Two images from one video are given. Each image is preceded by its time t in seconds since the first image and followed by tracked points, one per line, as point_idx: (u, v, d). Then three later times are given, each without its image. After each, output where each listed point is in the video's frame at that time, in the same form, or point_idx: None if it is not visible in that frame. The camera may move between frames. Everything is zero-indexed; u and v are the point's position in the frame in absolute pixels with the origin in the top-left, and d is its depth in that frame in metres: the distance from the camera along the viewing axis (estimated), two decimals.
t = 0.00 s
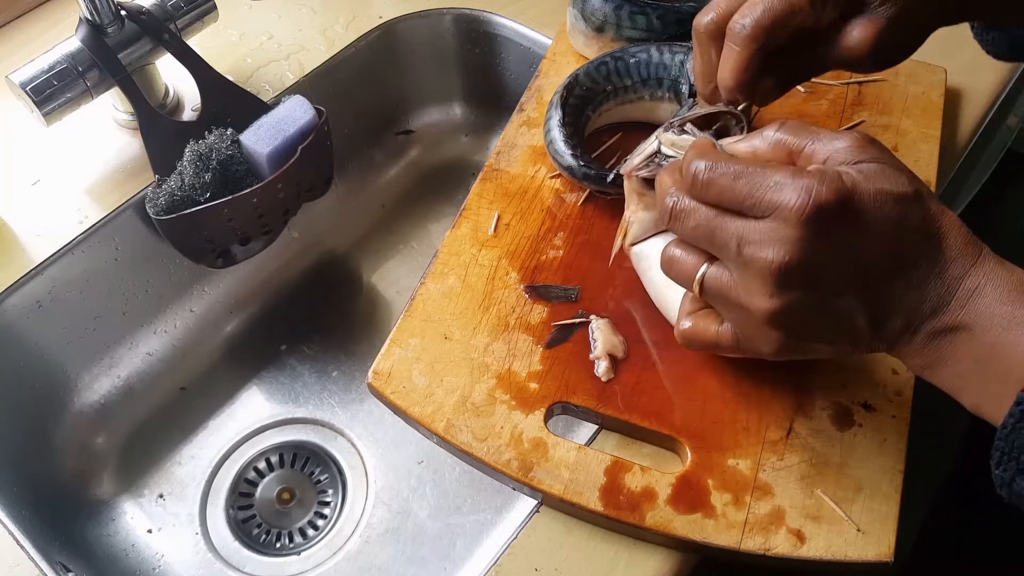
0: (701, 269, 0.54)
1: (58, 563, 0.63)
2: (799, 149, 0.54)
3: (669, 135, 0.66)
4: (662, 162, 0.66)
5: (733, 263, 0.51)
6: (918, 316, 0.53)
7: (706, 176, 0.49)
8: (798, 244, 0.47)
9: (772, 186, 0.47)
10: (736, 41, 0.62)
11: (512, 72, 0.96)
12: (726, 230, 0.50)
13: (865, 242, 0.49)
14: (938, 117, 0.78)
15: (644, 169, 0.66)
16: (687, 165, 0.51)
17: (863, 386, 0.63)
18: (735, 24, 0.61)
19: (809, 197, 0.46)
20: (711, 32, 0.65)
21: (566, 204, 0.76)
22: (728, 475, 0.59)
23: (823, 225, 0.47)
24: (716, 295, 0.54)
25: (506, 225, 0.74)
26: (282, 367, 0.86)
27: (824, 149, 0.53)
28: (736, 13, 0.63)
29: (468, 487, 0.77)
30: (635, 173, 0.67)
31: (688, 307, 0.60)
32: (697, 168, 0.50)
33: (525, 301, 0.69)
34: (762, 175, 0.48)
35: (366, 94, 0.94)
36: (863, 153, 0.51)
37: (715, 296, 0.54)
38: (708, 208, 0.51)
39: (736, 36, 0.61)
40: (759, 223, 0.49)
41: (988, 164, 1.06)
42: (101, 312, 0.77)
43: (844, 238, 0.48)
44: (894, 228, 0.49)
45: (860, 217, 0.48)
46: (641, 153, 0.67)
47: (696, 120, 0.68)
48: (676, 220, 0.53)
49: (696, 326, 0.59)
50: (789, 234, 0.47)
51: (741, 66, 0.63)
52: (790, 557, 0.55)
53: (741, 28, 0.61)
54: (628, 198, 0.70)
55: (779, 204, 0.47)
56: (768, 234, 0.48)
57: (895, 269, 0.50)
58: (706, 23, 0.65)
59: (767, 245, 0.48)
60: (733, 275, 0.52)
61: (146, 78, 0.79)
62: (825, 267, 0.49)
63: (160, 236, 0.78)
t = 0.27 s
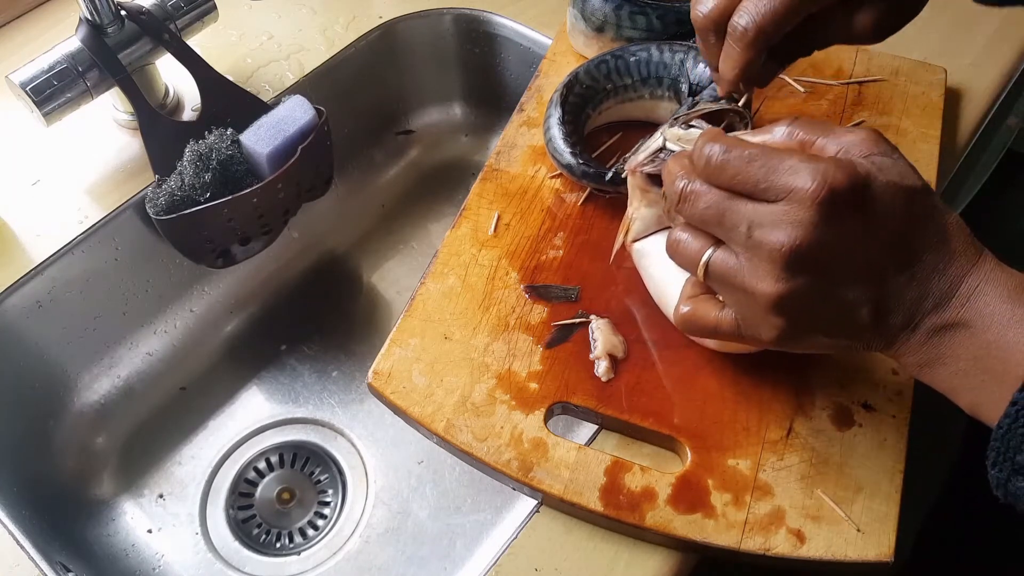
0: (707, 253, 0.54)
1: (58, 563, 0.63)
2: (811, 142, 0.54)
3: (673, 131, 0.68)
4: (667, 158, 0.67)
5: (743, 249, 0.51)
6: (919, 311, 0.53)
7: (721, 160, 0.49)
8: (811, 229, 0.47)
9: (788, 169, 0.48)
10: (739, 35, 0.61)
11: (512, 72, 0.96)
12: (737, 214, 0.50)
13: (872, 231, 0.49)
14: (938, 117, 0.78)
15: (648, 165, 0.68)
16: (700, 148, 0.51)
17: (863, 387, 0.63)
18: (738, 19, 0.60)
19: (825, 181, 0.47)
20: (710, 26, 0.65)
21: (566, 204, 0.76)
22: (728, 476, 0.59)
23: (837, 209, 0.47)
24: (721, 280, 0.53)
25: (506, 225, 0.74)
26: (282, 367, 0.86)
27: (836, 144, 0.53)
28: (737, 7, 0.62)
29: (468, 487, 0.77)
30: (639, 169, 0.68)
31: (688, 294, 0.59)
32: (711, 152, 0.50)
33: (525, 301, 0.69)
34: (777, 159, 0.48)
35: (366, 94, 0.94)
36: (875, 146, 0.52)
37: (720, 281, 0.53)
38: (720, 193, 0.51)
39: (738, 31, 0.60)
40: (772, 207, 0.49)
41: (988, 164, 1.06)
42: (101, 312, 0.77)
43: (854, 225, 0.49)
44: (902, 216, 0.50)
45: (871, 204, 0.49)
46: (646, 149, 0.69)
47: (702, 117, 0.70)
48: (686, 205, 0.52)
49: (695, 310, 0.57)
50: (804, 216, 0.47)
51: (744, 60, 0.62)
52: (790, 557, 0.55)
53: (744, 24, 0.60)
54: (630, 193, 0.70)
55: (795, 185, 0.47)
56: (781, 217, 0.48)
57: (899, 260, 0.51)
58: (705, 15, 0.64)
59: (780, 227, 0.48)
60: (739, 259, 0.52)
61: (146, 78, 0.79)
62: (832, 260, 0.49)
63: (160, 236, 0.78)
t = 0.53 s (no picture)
0: (720, 246, 0.53)
1: (58, 563, 0.63)
2: (828, 140, 0.55)
3: (683, 131, 0.65)
4: (676, 158, 0.66)
5: (759, 244, 0.51)
6: (925, 309, 0.53)
7: (739, 159, 0.49)
8: (830, 224, 0.48)
9: (809, 166, 0.48)
10: (749, 35, 0.61)
11: (513, 72, 0.96)
12: (755, 211, 0.50)
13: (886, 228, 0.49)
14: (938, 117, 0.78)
15: (657, 165, 0.67)
16: (717, 147, 0.51)
17: (863, 387, 0.63)
18: (746, 19, 0.60)
19: (846, 177, 0.47)
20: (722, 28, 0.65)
21: (566, 204, 0.76)
22: (728, 476, 0.59)
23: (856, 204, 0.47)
24: (734, 272, 0.53)
25: (506, 225, 0.74)
26: (282, 367, 0.86)
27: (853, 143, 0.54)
28: (747, 7, 0.62)
29: (468, 487, 0.77)
30: (648, 168, 0.67)
31: (698, 285, 0.59)
32: (728, 152, 0.50)
33: (525, 301, 0.69)
34: (797, 156, 0.48)
35: (366, 94, 0.94)
36: (891, 146, 0.53)
37: (734, 273, 0.53)
38: (737, 190, 0.51)
39: (747, 32, 0.61)
40: (791, 204, 0.49)
41: (988, 164, 1.06)
42: (101, 312, 0.77)
43: (871, 221, 0.48)
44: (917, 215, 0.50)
45: (891, 201, 0.49)
46: (656, 149, 0.67)
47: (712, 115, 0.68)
48: (701, 203, 0.52)
49: (705, 301, 0.57)
50: (824, 212, 0.47)
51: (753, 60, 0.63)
52: (790, 557, 0.55)
53: (752, 25, 0.60)
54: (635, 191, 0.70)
55: (816, 181, 0.47)
56: (801, 213, 0.48)
57: (910, 258, 0.51)
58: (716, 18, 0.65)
59: (800, 221, 0.48)
60: (753, 254, 0.52)
61: (146, 78, 0.79)
62: (836, 258, 0.49)
63: (160, 236, 0.78)
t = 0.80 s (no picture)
0: (712, 249, 0.54)
1: (58, 563, 0.63)
2: (823, 147, 0.54)
3: (681, 133, 0.66)
4: (675, 161, 0.67)
5: (748, 249, 0.51)
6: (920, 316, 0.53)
7: (730, 165, 0.50)
8: (816, 233, 0.47)
9: (797, 174, 0.48)
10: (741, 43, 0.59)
11: (513, 72, 0.96)
12: (745, 217, 0.51)
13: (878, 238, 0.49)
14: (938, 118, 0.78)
15: (655, 167, 0.68)
16: (710, 154, 0.52)
17: (863, 386, 0.63)
18: (740, 27, 0.59)
19: (833, 186, 0.47)
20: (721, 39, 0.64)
21: (566, 204, 0.76)
22: (728, 476, 0.59)
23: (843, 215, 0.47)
24: (725, 275, 0.54)
25: (506, 225, 0.74)
26: (282, 367, 0.86)
27: (848, 151, 0.53)
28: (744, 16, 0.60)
29: (468, 487, 0.77)
30: (646, 170, 0.68)
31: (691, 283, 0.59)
32: (721, 158, 0.51)
33: (525, 301, 0.69)
34: (786, 165, 0.48)
35: (366, 94, 0.94)
36: (886, 154, 0.52)
37: (725, 276, 0.54)
38: (729, 196, 0.51)
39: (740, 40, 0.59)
40: (780, 212, 0.49)
41: (988, 164, 1.06)
42: (101, 312, 0.77)
43: (862, 229, 0.48)
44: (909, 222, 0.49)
45: (883, 209, 0.48)
46: (654, 151, 0.68)
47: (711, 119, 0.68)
48: (694, 207, 0.53)
49: (697, 301, 0.57)
50: (809, 221, 0.47)
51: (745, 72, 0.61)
52: (790, 557, 0.55)
53: (744, 34, 0.59)
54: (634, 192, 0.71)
55: (804, 190, 0.47)
56: (788, 221, 0.48)
57: (907, 265, 0.51)
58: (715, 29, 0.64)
59: (787, 229, 0.48)
60: (742, 258, 0.52)
61: (146, 78, 0.79)
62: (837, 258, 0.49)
63: (160, 236, 0.78)
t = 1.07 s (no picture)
0: (716, 253, 0.53)
1: (58, 563, 0.63)
2: (826, 145, 0.53)
3: (679, 135, 0.64)
4: (675, 164, 0.66)
5: (754, 254, 0.51)
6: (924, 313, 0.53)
7: (734, 168, 0.50)
8: (824, 236, 0.47)
9: (802, 177, 0.48)
10: (740, 47, 0.61)
11: (513, 72, 0.96)
12: (749, 221, 0.50)
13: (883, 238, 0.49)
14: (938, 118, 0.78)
15: (655, 170, 0.67)
16: (713, 157, 0.51)
17: (863, 386, 0.63)
18: (738, 29, 0.60)
19: (839, 187, 0.46)
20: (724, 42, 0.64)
21: (567, 204, 0.76)
22: (728, 476, 0.59)
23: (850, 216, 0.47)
24: (731, 279, 0.53)
25: (506, 225, 0.74)
26: (282, 367, 0.86)
27: (852, 146, 0.52)
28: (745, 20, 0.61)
29: (468, 487, 0.77)
30: (646, 173, 0.67)
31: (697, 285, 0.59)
32: (724, 161, 0.50)
33: (525, 301, 0.69)
34: (791, 167, 0.48)
35: (366, 95, 0.94)
36: (890, 150, 0.51)
37: (730, 280, 0.53)
38: (733, 200, 0.51)
39: (740, 43, 0.60)
40: (786, 215, 0.49)
41: (988, 164, 1.06)
42: (101, 313, 0.77)
43: (869, 226, 0.48)
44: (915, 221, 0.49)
45: (884, 207, 0.48)
46: (653, 153, 0.67)
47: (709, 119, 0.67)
48: (697, 213, 0.53)
49: (702, 304, 0.57)
50: (817, 224, 0.47)
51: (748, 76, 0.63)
52: (790, 557, 0.55)
53: (742, 37, 0.60)
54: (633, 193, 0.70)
55: (809, 191, 0.47)
56: (794, 224, 0.48)
57: (908, 264, 0.51)
58: (718, 33, 0.64)
59: (794, 232, 0.48)
60: (748, 261, 0.52)
61: (146, 78, 0.79)
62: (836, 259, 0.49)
63: (160, 236, 0.78)
